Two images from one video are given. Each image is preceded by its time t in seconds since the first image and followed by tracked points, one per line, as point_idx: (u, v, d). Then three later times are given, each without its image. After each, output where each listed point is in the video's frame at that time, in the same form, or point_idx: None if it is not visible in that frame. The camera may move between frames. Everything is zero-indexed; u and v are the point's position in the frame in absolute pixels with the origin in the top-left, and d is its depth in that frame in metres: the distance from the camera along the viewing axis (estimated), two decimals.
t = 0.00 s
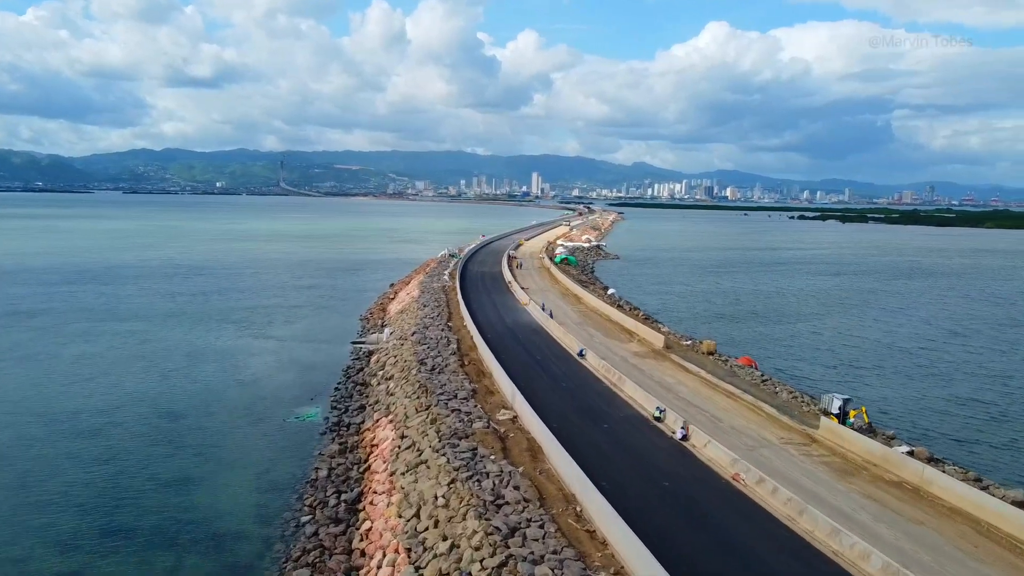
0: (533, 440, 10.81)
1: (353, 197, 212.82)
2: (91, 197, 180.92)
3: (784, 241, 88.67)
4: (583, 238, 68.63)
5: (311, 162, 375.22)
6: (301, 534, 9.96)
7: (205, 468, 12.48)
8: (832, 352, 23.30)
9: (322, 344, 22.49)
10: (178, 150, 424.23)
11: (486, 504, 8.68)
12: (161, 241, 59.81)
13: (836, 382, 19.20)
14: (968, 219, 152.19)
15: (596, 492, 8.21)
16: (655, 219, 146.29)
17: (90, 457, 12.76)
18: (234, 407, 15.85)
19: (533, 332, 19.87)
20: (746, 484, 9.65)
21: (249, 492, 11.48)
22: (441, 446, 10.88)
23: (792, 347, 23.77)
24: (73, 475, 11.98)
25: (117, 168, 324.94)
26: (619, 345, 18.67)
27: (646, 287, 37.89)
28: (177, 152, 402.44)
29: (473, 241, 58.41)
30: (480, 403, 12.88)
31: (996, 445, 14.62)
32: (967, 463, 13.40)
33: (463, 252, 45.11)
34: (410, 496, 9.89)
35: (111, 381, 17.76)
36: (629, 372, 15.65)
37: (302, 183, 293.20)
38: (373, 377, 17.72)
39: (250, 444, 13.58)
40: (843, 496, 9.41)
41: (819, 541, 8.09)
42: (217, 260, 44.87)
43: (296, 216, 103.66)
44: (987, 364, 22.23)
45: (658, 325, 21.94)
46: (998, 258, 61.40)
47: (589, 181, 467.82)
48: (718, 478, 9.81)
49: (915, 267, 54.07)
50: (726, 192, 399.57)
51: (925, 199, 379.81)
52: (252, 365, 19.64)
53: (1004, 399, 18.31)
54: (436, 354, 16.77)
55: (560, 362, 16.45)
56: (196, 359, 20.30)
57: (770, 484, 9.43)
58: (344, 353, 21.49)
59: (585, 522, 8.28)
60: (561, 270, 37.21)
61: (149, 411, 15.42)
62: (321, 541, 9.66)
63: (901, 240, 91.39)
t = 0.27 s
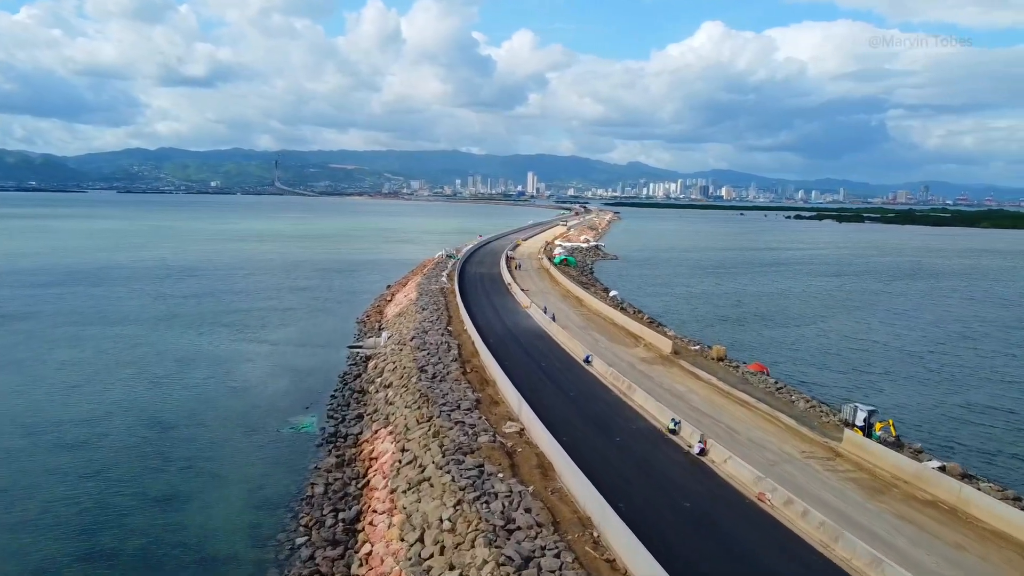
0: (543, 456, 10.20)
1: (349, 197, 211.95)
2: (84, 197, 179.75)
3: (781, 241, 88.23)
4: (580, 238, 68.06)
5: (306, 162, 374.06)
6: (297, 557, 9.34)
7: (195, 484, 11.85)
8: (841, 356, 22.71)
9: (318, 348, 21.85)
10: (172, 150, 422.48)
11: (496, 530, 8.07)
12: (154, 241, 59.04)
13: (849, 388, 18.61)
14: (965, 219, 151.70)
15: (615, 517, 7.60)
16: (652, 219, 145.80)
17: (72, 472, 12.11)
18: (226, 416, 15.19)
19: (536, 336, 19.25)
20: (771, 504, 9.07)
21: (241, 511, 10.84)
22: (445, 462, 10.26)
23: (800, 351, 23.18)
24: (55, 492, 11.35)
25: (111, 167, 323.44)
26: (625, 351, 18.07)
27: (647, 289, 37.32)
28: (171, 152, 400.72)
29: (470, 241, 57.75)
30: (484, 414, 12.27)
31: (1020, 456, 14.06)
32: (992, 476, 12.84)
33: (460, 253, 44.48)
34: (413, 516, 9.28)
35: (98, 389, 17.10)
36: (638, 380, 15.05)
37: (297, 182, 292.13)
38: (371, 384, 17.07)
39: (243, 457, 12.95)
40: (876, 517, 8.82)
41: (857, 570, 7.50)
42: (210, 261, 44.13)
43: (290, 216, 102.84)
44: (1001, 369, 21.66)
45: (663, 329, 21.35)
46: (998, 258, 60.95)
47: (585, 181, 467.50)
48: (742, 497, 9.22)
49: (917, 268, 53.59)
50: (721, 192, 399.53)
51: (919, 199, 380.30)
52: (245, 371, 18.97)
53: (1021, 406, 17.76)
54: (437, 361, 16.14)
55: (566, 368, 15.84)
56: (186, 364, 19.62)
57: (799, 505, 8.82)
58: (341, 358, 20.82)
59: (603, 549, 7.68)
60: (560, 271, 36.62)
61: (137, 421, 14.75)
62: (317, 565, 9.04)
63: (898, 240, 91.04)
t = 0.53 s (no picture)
0: (554, 474, 9.58)
1: (344, 196, 211.03)
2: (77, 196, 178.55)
3: (780, 241, 87.65)
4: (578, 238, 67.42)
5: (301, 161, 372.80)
6: None
7: (184, 501, 11.21)
8: (851, 360, 22.10)
9: (313, 353, 21.18)
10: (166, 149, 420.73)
11: (509, 560, 7.46)
12: (147, 241, 58.26)
13: (863, 395, 17.98)
14: (963, 218, 151.49)
15: (640, 546, 6.99)
16: (648, 218, 145.49)
17: (52, 488, 11.46)
18: (216, 426, 14.53)
19: (540, 341, 18.64)
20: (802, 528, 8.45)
21: (231, 532, 10.18)
22: (450, 480, 9.63)
23: (809, 355, 22.56)
24: (35, 511, 10.70)
25: (105, 167, 321.75)
26: (632, 357, 17.45)
27: (648, 290, 36.69)
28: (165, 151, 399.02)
29: (468, 241, 57.08)
30: (490, 426, 11.62)
31: None
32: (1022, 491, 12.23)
33: (457, 253, 43.82)
34: (416, 541, 8.65)
35: (84, 397, 16.42)
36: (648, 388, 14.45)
37: (292, 182, 291.15)
38: (369, 392, 16.43)
39: (234, 472, 12.29)
40: (915, 542, 8.22)
41: None
42: (203, 262, 43.44)
43: (285, 216, 102.12)
44: (1016, 374, 21.04)
45: (669, 333, 20.75)
46: (1001, 259, 60.39)
47: (581, 180, 466.93)
48: (771, 521, 8.60)
49: (919, 268, 53.07)
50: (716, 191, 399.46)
51: (915, 198, 380.60)
52: (237, 378, 18.31)
53: None
54: (438, 368, 15.50)
55: (573, 375, 15.22)
56: (177, 370, 18.96)
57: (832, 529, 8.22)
58: (337, 363, 20.18)
59: None
60: (560, 272, 35.99)
61: (123, 432, 14.09)
62: None
63: (897, 240, 90.54)
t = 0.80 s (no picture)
0: (568, 495, 8.97)
1: (339, 196, 210.13)
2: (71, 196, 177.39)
3: (778, 242, 87.13)
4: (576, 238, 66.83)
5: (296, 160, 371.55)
6: None
7: (172, 522, 10.57)
8: (862, 365, 21.53)
9: (309, 358, 20.53)
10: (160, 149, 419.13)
11: None
12: (140, 242, 57.52)
13: (878, 402, 17.40)
14: (959, 218, 151.50)
15: None
16: (645, 218, 145.03)
17: (32, 508, 10.80)
18: (208, 438, 13.88)
19: (543, 346, 18.02)
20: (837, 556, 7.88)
21: (222, 557, 9.55)
22: (456, 501, 9.02)
23: (818, 359, 21.99)
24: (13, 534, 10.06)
25: (98, 167, 320.14)
26: (640, 364, 16.86)
27: (649, 292, 36.12)
28: (159, 150, 397.45)
29: (465, 241, 56.47)
30: (496, 440, 11.02)
31: None
32: None
33: (455, 254, 43.19)
34: (422, 569, 8.03)
35: (71, 407, 15.78)
36: (659, 397, 13.86)
37: (286, 181, 290.03)
38: (367, 400, 15.78)
39: (226, 490, 11.66)
40: (961, 572, 7.64)
41: None
42: (196, 263, 42.76)
43: (281, 216, 101.32)
44: None
45: (676, 337, 20.16)
46: (1002, 259, 59.97)
47: (576, 180, 466.80)
48: (804, 548, 8.02)
49: (920, 269, 52.58)
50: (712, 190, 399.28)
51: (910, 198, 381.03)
52: (230, 386, 17.65)
53: None
54: (439, 376, 14.88)
55: (580, 384, 14.62)
56: (167, 378, 18.29)
57: (873, 559, 7.64)
58: (334, 369, 19.53)
59: None
60: (560, 273, 35.38)
61: (109, 445, 13.43)
62: None
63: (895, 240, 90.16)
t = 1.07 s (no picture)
0: (584, 518, 8.34)
1: (335, 195, 209.14)
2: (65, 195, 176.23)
3: (777, 241, 86.56)
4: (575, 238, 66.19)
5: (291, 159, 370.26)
6: None
7: (160, 543, 9.94)
8: (874, 370, 20.88)
9: (305, 363, 19.87)
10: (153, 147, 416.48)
11: None
12: (133, 242, 56.73)
13: (896, 409, 16.76)
14: (955, 217, 151.19)
15: None
16: (642, 217, 144.59)
17: (10, 528, 10.14)
18: (198, 451, 13.20)
19: (548, 352, 17.37)
20: None
21: None
22: (463, 524, 8.37)
23: (829, 364, 21.35)
24: None
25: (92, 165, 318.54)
26: (649, 370, 16.24)
27: (651, 293, 35.52)
28: (153, 149, 395.07)
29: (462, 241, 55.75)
30: (504, 455, 10.38)
31: None
32: None
33: (453, 255, 42.54)
34: None
35: (57, 416, 15.14)
36: (671, 407, 13.25)
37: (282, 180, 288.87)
38: (366, 409, 15.13)
39: (218, 508, 11.02)
40: None
41: None
42: (189, 264, 41.99)
43: (276, 216, 100.49)
44: None
45: (684, 341, 19.55)
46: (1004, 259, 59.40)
47: (573, 180, 464.96)
48: None
49: (923, 269, 52.03)
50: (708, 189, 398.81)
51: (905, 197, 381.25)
52: (223, 393, 16.96)
53: None
54: (441, 384, 14.24)
55: (587, 392, 13.98)
56: (157, 384, 17.60)
57: None
58: (331, 375, 18.83)
59: None
60: (561, 274, 34.74)
61: (94, 459, 12.75)
62: None
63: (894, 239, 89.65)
